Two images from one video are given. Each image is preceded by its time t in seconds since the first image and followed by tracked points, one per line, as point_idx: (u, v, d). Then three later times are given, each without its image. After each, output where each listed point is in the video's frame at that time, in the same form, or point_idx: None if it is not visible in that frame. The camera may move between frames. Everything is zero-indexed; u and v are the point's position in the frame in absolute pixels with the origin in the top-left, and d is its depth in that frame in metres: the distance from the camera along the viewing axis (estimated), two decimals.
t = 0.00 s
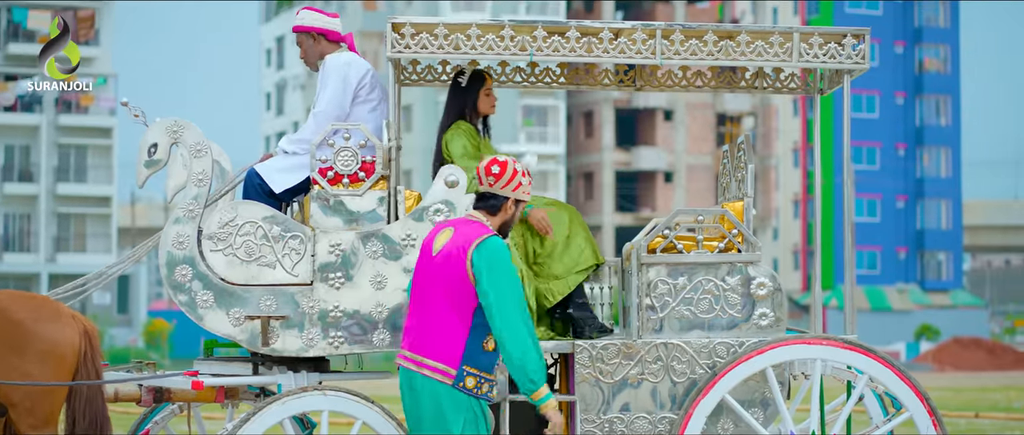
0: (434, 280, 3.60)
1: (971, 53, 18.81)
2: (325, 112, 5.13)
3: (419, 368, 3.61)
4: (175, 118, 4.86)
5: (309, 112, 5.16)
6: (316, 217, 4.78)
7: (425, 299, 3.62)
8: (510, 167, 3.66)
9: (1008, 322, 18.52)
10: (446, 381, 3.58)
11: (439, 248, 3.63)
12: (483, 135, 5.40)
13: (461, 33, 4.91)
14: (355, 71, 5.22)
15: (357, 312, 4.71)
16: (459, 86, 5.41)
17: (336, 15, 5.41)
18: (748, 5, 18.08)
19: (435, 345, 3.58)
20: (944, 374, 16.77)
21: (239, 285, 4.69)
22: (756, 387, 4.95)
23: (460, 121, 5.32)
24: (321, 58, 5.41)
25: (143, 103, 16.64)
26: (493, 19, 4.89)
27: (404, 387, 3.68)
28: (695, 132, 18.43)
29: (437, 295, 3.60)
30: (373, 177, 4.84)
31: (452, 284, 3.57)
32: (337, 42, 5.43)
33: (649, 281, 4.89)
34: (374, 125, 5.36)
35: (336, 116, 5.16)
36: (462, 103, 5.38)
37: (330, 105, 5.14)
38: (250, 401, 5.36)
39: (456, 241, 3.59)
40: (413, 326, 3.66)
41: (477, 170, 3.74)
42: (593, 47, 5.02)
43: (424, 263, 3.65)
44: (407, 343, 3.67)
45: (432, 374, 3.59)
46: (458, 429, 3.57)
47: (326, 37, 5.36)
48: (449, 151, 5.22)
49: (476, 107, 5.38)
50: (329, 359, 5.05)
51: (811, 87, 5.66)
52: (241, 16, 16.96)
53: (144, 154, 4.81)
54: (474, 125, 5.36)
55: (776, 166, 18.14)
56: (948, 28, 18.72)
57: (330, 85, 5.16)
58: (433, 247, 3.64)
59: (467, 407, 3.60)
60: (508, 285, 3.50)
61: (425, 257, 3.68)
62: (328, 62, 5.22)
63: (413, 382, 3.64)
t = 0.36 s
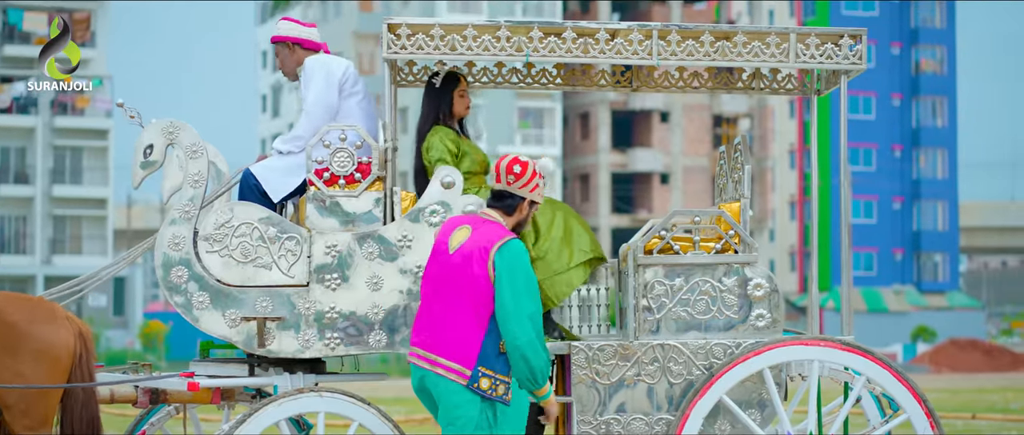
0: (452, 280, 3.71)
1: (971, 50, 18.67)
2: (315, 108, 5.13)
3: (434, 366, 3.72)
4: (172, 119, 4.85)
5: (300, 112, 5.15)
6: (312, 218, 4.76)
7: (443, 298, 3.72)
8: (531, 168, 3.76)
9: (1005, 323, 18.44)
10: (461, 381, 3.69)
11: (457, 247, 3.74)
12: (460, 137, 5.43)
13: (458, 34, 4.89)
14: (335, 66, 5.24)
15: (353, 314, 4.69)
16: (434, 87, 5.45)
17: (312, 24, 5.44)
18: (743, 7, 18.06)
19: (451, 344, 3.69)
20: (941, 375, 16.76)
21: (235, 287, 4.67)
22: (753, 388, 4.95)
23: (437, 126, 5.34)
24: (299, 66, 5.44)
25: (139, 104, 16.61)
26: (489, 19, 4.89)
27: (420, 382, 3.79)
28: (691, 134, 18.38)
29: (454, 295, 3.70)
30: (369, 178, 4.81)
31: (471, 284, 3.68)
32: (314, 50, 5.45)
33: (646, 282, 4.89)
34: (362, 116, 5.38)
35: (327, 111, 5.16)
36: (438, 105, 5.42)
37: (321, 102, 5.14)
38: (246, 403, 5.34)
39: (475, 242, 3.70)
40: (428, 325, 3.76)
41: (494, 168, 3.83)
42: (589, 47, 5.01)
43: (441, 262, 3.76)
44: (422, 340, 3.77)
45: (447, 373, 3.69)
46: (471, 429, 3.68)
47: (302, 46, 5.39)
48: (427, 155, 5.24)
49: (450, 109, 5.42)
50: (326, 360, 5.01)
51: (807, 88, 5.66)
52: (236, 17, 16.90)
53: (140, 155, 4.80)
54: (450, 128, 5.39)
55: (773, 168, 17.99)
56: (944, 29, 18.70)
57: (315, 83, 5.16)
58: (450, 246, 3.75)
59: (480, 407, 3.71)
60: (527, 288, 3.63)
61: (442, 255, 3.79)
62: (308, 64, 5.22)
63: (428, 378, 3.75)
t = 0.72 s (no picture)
0: (472, 278, 3.65)
1: (972, 50, 18.79)
2: (311, 100, 5.14)
3: (456, 365, 3.66)
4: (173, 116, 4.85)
5: (297, 107, 5.17)
6: (314, 214, 4.76)
7: (461, 296, 3.67)
8: (540, 162, 3.73)
9: (1010, 319, 18.58)
10: (485, 379, 3.63)
11: (474, 244, 3.69)
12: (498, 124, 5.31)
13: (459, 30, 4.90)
14: (326, 60, 5.28)
15: (355, 310, 4.69)
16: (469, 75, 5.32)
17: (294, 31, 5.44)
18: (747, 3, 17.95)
19: (474, 343, 3.63)
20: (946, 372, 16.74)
21: (237, 283, 4.67)
22: (756, 384, 4.94)
23: (476, 112, 5.23)
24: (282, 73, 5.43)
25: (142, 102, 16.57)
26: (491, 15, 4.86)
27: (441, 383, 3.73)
28: (694, 130, 18.19)
29: (474, 292, 3.65)
30: (371, 174, 4.81)
31: (492, 281, 3.64)
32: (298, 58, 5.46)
33: (648, 278, 4.87)
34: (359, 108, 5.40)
35: (323, 103, 5.18)
36: (473, 91, 5.29)
37: (316, 93, 5.16)
38: (249, 399, 5.33)
39: (494, 239, 3.66)
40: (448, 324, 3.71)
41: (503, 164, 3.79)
42: (591, 43, 4.99)
43: (458, 260, 3.70)
44: (441, 340, 3.71)
45: (469, 372, 3.64)
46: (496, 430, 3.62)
47: (286, 52, 5.37)
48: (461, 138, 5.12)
49: (487, 94, 5.29)
50: (328, 357, 5.03)
51: (812, 83, 5.66)
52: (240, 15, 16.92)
53: (141, 152, 4.81)
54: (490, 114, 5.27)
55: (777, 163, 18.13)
56: (948, 25, 18.65)
57: (308, 77, 5.18)
58: (467, 244, 3.70)
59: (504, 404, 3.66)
60: (548, 283, 3.62)
61: (457, 253, 3.73)
62: (296, 62, 5.24)
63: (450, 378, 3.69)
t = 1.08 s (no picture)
0: (510, 257, 4.06)
1: (972, 50, 18.69)
2: (305, 97, 5.13)
3: (485, 337, 4.03)
4: (173, 114, 4.84)
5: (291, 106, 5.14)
6: (314, 213, 4.75)
7: (497, 273, 4.06)
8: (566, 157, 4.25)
9: (1010, 318, 18.38)
10: (513, 352, 4.03)
11: (511, 226, 4.11)
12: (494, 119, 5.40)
13: (460, 29, 4.89)
14: (315, 61, 5.32)
15: (355, 308, 4.68)
16: (462, 73, 5.42)
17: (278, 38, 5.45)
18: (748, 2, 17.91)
19: (506, 318, 4.03)
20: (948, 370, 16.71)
21: (237, 283, 4.66)
22: (757, 384, 4.93)
23: (470, 107, 5.32)
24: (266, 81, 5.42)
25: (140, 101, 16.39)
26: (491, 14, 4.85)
27: (464, 354, 4.07)
28: (696, 129, 18.31)
29: (510, 271, 4.05)
30: (372, 173, 4.80)
31: (530, 261, 4.07)
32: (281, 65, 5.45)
33: (649, 278, 4.86)
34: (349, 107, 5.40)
35: (317, 100, 5.18)
36: (471, 85, 5.38)
37: (310, 91, 5.16)
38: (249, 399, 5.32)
39: (530, 223, 4.10)
40: (477, 299, 4.07)
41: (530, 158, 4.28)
42: (592, 42, 4.97)
43: (491, 241, 4.10)
44: (470, 313, 4.07)
45: (501, 343, 4.02)
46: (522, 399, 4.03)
47: (271, 59, 5.37)
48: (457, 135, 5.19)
49: (484, 89, 5.40)
50: (328, 356, 5.02)
51: (812, 80, 5.66)
52: (242, 16, 16.93)
53: (141, 151, 4.80)
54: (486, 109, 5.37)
55: (779, 162, 17.93)
56: (949, 23, 18.62)
57: (300, 77, 5.18)
58: (503, 226, 4.11)
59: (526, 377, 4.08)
60: (581, 267, 4.08)
61: (492, 234, 4.12)
62: (283, 64, 5.26)
63: (476, 349, 4.04)
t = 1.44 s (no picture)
0: (527, 199, 4.25)
1: (973, 50, 18.55)
2: (298, 103, 5.10)
3: (518, 279, 4.20)
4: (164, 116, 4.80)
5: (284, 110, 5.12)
6: (306, 216, 4.74)
7: (518, 218, 4.23)
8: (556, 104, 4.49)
9: (1009, 319, 18.47)
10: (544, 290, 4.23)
11: (519, 171, 4.30)
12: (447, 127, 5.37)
13: (452, 31, 4.88)
14: (312, 60, 5.24)
15: (347, 308, 4.67)
16: (418, 79, 5.34)
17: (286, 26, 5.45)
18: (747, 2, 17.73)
19: (534, 257, 4.22)
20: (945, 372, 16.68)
21: (229, 287, 4.65)
22: (751, 387, 4.91)
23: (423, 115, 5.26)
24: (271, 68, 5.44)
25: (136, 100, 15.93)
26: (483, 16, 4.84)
27: (494, 301, 4.22)
28: (694, 130, 17.72)
29: (530, 214, 4.24)
30: (363, 175, 4.80)
31: (546, 201, 4.26)
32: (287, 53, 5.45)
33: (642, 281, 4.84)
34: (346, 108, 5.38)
35: (309, 107, 5.14)
36: (421, 96, 5.32)
37: (303, 98, 5.12)
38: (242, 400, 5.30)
39: (537, 166, 4.30)
40: (501, 244, 4.24)
41: (524, 108, 4.50)
42: (585, 44, 4.96)
43: (504, 186, 4.28)
44: (496, 259, 4.22)
45: (534, 283, 4.21)
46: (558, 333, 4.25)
47: (276, 48, 5.40)
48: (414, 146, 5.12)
49: (436, 100, 5.34)
50: (320, 358, 5.00)
51: (807, 79, 5.65)
52: (241, 16, 16.67)
53: (132, 153, 4.76)
54: (437, 117, 5.32)
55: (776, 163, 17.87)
56: (947, 25, 18.51)
57: (295, 81, 5.14)
58: (511, 173, 4.30)
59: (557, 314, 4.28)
60: (592, 200, 4.31)
61: (504, 182, 4.29)
62: (282, 63, 5.20)
63: (510, 293, 4.20)
